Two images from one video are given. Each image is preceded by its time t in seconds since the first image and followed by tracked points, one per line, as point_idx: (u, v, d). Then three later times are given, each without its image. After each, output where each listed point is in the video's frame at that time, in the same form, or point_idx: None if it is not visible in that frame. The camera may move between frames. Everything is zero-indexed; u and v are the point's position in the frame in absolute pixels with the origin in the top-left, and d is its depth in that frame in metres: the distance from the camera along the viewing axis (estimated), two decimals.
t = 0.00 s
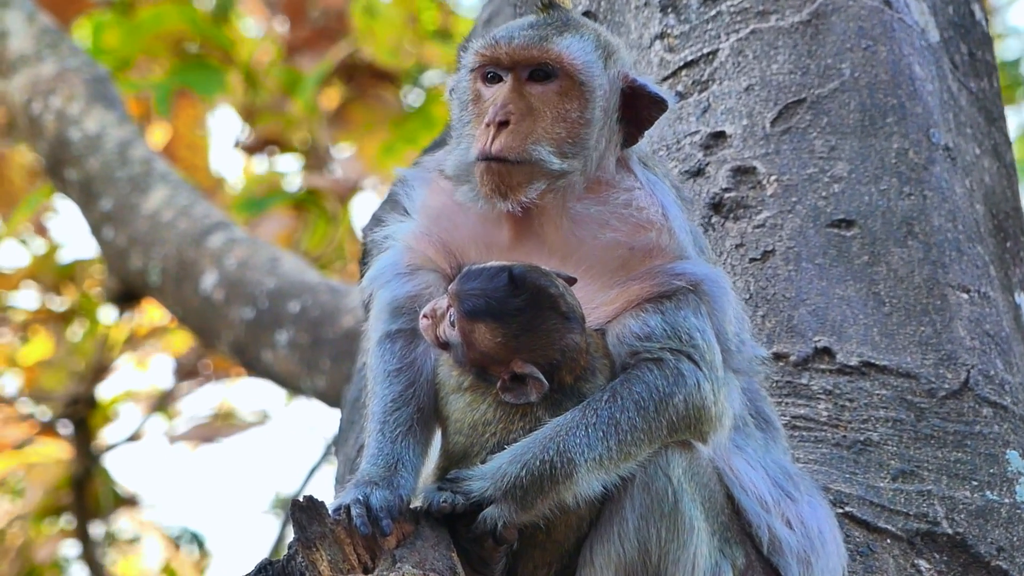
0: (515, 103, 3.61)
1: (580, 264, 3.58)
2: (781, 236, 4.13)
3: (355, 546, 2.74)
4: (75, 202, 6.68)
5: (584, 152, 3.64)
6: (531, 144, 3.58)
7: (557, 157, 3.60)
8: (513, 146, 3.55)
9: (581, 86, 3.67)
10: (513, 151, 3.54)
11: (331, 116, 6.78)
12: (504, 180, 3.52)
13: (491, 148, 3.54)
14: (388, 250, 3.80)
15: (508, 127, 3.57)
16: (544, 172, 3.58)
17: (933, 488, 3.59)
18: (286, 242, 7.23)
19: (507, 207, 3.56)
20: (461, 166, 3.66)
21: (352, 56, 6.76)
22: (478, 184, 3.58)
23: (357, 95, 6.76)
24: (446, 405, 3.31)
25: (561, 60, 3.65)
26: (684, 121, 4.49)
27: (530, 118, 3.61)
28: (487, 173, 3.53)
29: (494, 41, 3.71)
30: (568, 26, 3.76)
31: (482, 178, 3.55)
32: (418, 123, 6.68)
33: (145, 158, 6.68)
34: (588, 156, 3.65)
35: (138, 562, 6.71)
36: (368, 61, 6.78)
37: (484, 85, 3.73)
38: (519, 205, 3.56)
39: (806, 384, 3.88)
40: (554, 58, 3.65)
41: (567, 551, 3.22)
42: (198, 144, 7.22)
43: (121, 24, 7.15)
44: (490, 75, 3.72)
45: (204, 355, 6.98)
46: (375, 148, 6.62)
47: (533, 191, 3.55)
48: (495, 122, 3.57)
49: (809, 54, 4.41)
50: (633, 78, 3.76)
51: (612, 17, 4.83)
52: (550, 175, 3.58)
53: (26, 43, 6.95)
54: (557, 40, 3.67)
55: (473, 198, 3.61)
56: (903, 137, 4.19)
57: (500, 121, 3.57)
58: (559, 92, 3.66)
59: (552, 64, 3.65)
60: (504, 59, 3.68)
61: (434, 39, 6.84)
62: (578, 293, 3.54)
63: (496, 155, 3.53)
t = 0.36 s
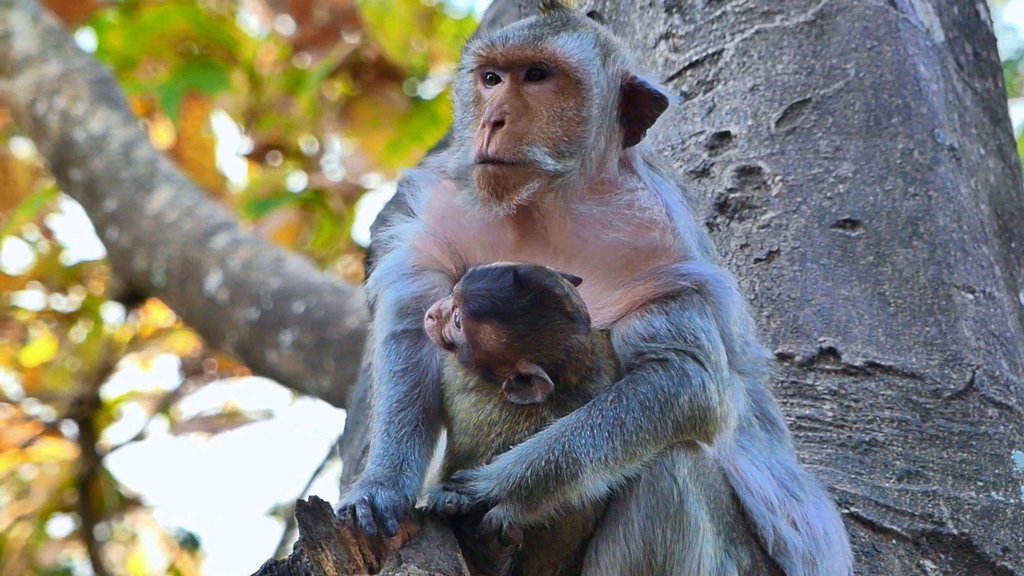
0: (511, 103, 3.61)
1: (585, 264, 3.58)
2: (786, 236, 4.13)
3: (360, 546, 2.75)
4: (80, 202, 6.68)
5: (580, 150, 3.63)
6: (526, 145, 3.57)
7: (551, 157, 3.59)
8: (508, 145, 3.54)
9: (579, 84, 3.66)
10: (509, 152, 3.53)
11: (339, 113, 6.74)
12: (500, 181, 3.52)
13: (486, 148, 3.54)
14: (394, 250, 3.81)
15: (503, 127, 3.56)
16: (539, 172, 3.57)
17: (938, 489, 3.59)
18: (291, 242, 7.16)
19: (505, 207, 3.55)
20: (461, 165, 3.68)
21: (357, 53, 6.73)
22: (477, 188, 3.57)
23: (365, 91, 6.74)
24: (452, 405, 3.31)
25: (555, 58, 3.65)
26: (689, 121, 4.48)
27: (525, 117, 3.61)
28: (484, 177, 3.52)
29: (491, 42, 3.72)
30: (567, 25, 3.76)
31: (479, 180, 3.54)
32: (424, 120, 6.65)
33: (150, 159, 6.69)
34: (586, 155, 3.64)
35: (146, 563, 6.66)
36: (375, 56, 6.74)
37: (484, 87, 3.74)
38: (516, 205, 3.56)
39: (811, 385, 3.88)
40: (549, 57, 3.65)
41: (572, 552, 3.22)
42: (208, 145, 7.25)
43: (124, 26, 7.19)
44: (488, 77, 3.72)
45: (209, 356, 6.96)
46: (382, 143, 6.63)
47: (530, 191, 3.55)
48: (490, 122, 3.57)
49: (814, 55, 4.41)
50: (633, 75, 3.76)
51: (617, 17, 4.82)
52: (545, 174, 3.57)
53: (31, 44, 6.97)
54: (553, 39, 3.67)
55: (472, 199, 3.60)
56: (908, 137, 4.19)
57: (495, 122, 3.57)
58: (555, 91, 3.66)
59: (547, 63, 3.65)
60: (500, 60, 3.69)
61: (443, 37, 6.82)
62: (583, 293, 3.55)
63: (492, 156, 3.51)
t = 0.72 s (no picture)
0: (508, 100, 3.62)
1: (587, 263, 3.58)
2: (789, 235, 4.13)
3: (362, 545, 2.74)
4: (82, 202, 6.68)
5: (578, 146, 3.64)
6: (523, 143, 3.58)
7: (549, 154, 3.59)
8: (505, 143, 3.55)
9: (575, 81, 3.67)
10: (507, 150, 3.54)
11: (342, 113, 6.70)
12: (499, 181, 3.52)
13: (484, 145, 3.55)
14: (395, 249, 3.81)
15: (500, 124, 3.57)
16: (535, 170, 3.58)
17: (940, 488, 3.59)
18: (291, 242, 7.10)
19: (504, 206, 3.55)
20: (463, 164, 3.68)
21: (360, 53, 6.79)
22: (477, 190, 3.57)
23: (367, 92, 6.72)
24: (453, 404, 3.31)
25: (553, 55, 3.66)
26: (691, 121, 4.48)
27: (522, 115, 3.62)
28: (483, 177, 3.53)
29: (488, 39, 3.73)
30: (566, 22, 3.78)
31: (478, 179, 3.54)
32: (428, 119, 6.61)
33: (152, 159, 6.70)
34: (585, 151, 3.65)
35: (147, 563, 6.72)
36: (377, 56, 6.77)
37: (483, 85, 3.74)
38: (517, 203, 3.56)
39: (813, 384, 3.88)
40: (546, 54, 3.67)
41: (575, 552, 3.22)
42: (202, 147, 7.28)
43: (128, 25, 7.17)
44: (488, 75, 3.73)
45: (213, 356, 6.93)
46: (387, 143, 6.61)
47: (528, 189, 3.54)
48: (487, 119, 3.58)
49: (817, 54, 4.41)
50: (628, 67, 3.76)
51: (620, 17, 4.82)
52: (541, 172, 3.58)
53: (33, 44, 6.96)
54: (550, 36, 3.69)
55: (473, 199, 3.61)
56: (910, 137, 4.18)
57: (492, 118, 3.57)
58: (552, 88, 3.67)
59: (544, 60, 3.67)
60: (497, 57, 3.70)
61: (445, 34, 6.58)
62: (585, 293, 3.54)
63: (490, 155, 3.53)
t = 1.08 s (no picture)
0: (504, 93, 3.63)
1: (587, 265, 3.58)
2: (789, 237, 4.13)
3: (362, 548, 2.74)
4: (82, 203, 6.69)
5: (575, 142, 3.63)
6: (519, 137, 3.58)
7: (544, 149, 3.59)
8: (501, 136, 3.55)
9: (573, 76, 3.67)
10: (502, 142, 3.55)
11: (340, 123, 6.69)
12: (496, 177, 3.51)
13: (479, 137, 3.56)
14: (395, 251, 3.81)
15: (496, 116, 3.57)
16: (531, 164, 3.57)
17: (940, 490, 3.59)
18: (291, 242, 7.09)
19: (502, 204, 3.55)
20: (461, 163, 3.69)
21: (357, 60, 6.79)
22: (475, 189, 3.57)
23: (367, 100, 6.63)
24: (454, 406, 3.31)
25: (550, 51, 3.67)
26: (692, 122, 4.49)
27: (518, 108, 3.62)
28: (479, 175, 3.53)
29: (487, 35, 3.75)
30: (565, 21, 3.78)
31: (475, 175, 3.54)
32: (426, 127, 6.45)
33: (152, 160, 6.70)
34: (581, 147, 3.64)
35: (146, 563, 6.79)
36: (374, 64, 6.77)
37: (482, 80, 3.74)
38: (513, 200, 3.55)
39: (813, 386, 3.88)
40: (543, 49, 3.68)
41: (575, 553, 3.22)
42: (210, 151, 7.28)
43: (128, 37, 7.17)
44: (486, 70, 3.73)
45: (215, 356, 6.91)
46: (384, 155, 6.52)
47: (524, 185, 3.54)
48: (482, 112, 3.59)
49: (817, 56, 4.41)
50: (631, 71, 3.76)
51: (620, 19, 4.82)
52: (537, 166, 3.57)
53: (33, 45, 6.96)
54: (548, 32, 3.70)
55: (472, 200, 3.61)
56: (911, 138, 4.18)
57: (487, 111, 3.59)
58: (549, 83, 3.67)
59: (542, 55, 3.68)
60: (496, 52, 3.71)
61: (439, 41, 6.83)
62: (585, 294, 3.54)
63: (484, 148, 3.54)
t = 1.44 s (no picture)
0: (504, 93, 3.65)
1: (586, 268, 3.57)
2: (788, 241, 4.13)
3: (361, 552, 2.75)
4: (81, 207, 6.69)
5: (575, 143, 3.65)
6: (520, 137, 3.61)
7: (546, 151, 3.61)
8: (502, 135, 3.59)
9: (573, 78, 3.68)
10: (503, 142, 3.58)
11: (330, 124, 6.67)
12: (498, 179, 3.55)
13: (480, 136, 3.59)
14: (394, 255, 3.81)
15: (497, 114, 3.60)
16: (533, 165, 3.60)
17: (939, 494, 3.59)
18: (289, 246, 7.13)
19: (505, 211, 3.56)
20: (462, 167, 3.69)
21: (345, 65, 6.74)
22: (478, 193, 3.59)
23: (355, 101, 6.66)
24: (453, 410, 3.32)
25: (550, 53, 3.69)
26: (690, 126, 4.49)
27: (519, 108, 3.64)
28: (482, 182, 3.56)
29: (487, 37, 3.76)
30: (565, 24, 3.79)
31: (478, 177, 3.57)
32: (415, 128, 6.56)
33: (151, 163, 6.70)
34: (582, 149, 3.65)
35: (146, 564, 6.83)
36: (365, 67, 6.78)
37: (481, 82, 3.75)
38: (517, 208, 3.58)
39: (812, 389, 3.88)
40: (544, 51, 3.69)
41: (573, 557, 3.22)
42: (193, 160, 7.36)
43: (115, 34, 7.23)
44: (486, 72, 3.75)
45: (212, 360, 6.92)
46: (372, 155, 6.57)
47: (528, 190, 3.57)
48: (483, 111, 3.62)
49: (816, 59, 4.41)
50: (632, 79, 3.76)
51: (619, 22, 4.82)
52: (539, 168, 3.60)
53: (32, 48, 6.97)
54: (548, 34, 3.71)
55: (473, 205, 3.62)
56: (909, 142, 4.18)
57: (488, 110, 3.61)
58: (550, 84, 3.69)
59: (542, 57, 3.70)
60: (496, 54, 3.72)
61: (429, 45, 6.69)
62: (583, 298, 3.54)
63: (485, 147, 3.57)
